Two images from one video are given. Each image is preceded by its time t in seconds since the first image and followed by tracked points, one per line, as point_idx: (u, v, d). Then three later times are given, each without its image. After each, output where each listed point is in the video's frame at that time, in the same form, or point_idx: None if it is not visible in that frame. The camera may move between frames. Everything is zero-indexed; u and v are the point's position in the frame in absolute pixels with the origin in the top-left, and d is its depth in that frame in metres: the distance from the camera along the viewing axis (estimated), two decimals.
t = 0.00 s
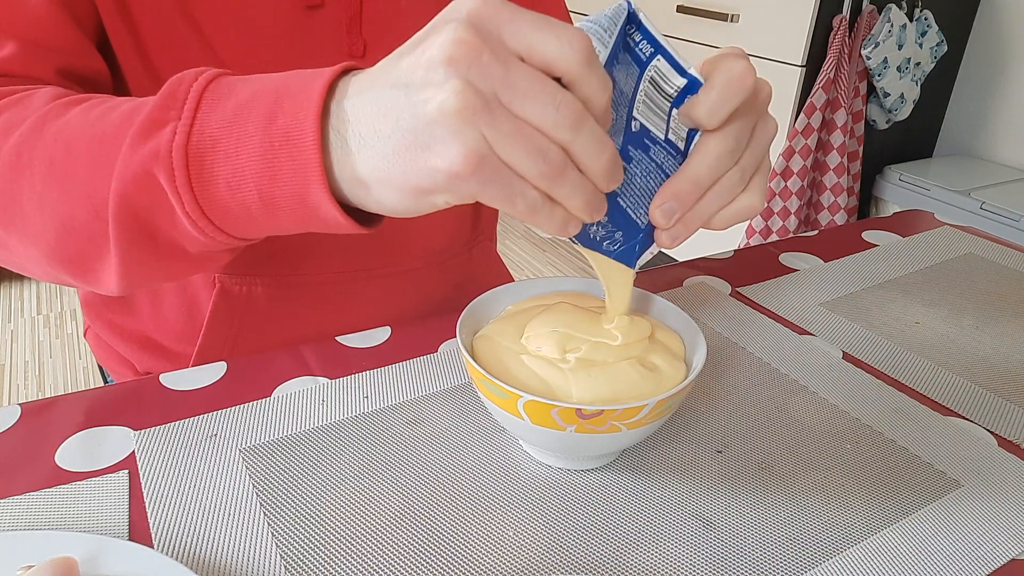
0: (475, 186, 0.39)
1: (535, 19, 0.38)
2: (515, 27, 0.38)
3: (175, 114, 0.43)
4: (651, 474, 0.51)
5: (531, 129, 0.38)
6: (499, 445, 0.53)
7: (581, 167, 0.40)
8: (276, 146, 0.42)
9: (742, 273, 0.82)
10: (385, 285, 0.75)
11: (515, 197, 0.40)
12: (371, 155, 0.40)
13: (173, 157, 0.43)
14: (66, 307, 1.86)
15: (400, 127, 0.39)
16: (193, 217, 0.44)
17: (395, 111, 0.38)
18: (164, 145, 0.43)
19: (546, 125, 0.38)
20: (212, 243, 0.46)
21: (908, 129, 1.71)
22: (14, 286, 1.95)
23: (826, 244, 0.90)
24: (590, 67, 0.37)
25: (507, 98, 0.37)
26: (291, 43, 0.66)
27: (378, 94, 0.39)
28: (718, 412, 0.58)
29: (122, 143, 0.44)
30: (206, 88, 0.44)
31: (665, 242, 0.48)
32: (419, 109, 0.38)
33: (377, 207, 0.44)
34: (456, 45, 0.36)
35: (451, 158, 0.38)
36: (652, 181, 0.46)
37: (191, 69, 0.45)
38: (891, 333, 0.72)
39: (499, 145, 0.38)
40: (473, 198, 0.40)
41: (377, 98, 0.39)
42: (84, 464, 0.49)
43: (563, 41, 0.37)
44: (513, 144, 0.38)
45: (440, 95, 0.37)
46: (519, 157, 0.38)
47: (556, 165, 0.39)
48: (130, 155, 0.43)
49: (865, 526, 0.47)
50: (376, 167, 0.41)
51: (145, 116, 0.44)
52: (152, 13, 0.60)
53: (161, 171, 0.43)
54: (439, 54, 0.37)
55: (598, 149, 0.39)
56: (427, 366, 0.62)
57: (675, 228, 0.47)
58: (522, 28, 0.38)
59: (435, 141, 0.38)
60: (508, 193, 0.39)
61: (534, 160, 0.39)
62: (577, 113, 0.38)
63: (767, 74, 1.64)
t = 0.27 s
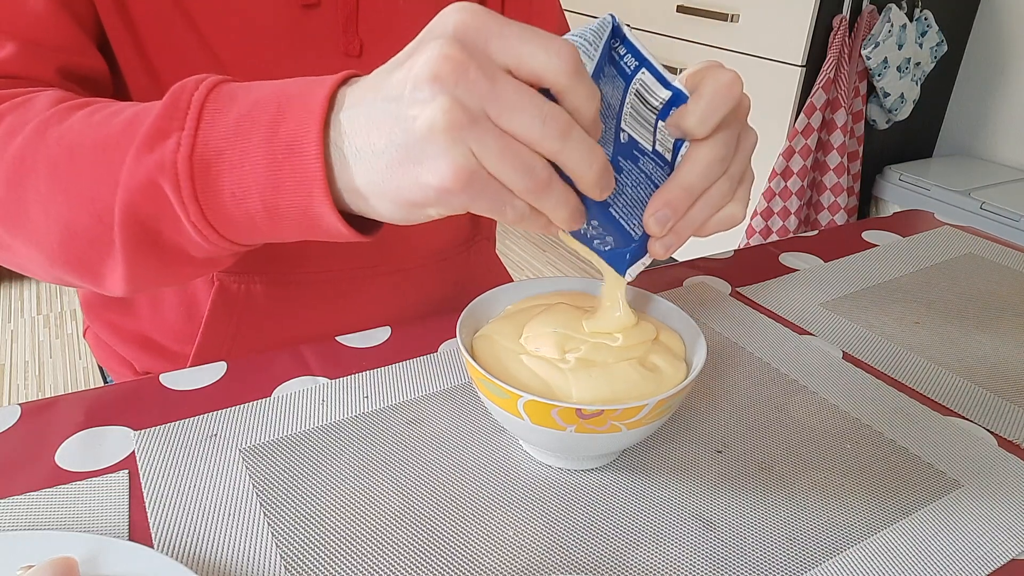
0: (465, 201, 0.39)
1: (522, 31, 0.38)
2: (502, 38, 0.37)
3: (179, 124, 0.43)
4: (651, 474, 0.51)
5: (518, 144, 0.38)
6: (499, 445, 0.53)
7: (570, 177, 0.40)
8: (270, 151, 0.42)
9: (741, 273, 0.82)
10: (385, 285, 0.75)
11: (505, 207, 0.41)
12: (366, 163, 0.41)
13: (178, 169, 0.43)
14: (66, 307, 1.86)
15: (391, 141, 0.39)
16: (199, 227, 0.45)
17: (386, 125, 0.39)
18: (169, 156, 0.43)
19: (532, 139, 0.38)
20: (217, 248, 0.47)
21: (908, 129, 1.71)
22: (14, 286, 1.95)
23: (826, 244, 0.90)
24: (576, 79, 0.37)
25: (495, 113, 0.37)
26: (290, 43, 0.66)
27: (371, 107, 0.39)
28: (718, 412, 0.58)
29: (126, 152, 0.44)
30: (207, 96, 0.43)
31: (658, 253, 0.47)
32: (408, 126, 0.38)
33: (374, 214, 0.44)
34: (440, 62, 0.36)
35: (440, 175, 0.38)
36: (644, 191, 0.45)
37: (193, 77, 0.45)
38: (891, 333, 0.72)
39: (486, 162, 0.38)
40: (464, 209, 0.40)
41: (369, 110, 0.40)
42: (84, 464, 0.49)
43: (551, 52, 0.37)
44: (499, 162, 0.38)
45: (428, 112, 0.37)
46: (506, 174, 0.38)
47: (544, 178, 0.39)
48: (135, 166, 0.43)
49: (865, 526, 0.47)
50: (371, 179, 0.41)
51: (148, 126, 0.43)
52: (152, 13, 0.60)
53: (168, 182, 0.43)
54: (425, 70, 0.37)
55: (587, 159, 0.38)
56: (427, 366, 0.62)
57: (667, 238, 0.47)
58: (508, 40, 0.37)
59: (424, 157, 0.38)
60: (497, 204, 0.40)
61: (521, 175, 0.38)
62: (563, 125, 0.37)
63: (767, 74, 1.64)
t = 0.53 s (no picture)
0: (469, 203, 0.38)
1: (558, 48, 0.39)
2: (538, 50, 0.39)
3: (173, 99, 0.44)
4: (651, 474, 0.51)
5: (538, 154, 0.38)
6: (499, 445, 0.53)
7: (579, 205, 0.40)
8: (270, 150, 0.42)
9: (741, 273, 0.82)
10: (385, 285, 0.75)
11: (508, 220, 0.39)
12: (369, 149, 0.40)
13: (166, 142, 0.43)
14: (65, 307, 1.86)
15: (402, 131, 0.38)
16: (184, 207, 0.44)
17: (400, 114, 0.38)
18: (159, 128, 0.43)
19: (554, 151, 0.38)
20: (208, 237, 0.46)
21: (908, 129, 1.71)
22: (14, 286, 1.95)
23: (826, 244, 0.90)
24: (607, 102, 0.38)
25: (520, 119, 0.37)
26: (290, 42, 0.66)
27: (387, 93, 0.39)
28: (718, 412, 0.58)
29: (118, 125, 0.44)
30: (206, 76, 0.44)
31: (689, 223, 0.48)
32: (425, 116, 0.37)
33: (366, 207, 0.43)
34: (476, 59, 0.36)
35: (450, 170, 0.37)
36: (643, 237, 0.45)
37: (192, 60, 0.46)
38: (891, 333, 0.72)
39: (502, 164, 0.37)
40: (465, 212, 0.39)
41: (382, 99, 0.39)
42: (84, 464, 0.49)
43: (587, 73, 0.38)
44: (517, 166, 0.37)
45: (451, 107, 0.36)
46: (520, 181, 0.38)
47: (558, 195, 0.39)
48: (124, 139, 0.44)
49: (865, 526, 0.47)
50: (373, 164, 0.40)
51: (143, 100, 0.44)
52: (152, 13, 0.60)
53: (156, 156, 0.43)
54: (457, 66, 0.36)
55: (600, 187, 0.39)
56: (427, 366, 0.62)
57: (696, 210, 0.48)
58: (544, 54, 0.39)
59: (435, 152, 0.37)
60: (500, 213, 0.39)
61: (537, 187, 0.38)
62: (586, 147, 0.38)
63: (767, 74, 1.64)
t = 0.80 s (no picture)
0: (484, 199, 0.39)
1: (570, 41, 0.39)
2: (550, 46, 0.39)
3: (175, 95, 0.43)
4: (651, 474, 0.51)
5: (553, 148, 0.39)
6: (499, 445, 0.53)
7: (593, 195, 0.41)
8: (271, 150, 0.42)
9: (741, 273, 0.82)
10: (385, 285, 0.75)
11: (522, 214, 0.41)
12: (377, 145, 0.40)
13: (170, 139, 0.42)
14: (65, 307, 1.86)
15: (413, 128, 0.39)
16: (193, 206, 0.44)
17: (411, 111, 0.38)
18: (161, 124, 0.42)
19: (570, 145, 0.39)
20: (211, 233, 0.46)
21: (908, 129, 1.71)
22: (14, 286, 1.95)
23: (826, 244, 0.90)
24: (619, 95, 0.39)
25: (535, 115, 0.38)
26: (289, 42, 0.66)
27: (396, 87, 0.39)
28: (718, 412, 0.58)
29: (120, 122, 0.44)
30: (207, 70, 0.43)
31: (653, 210, 0.47)
32: (438, 114, 0.38)
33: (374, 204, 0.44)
34: (488, 56, 0.37)
35: (463, 168, 0.38)
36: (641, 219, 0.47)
37: (194, 55, 0.45)
38: (891, 333, 0.72)
39: (517, 160, 0.38)
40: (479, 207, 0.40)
41: (392, 93, 0.39)
42: (84, 464, 0.49)
43: (598, 65, 0.38)
44: (531, 161, 0.38)
45: (465, 106, 0.37)
46: (534, 176, 0.39)
47: (574, 188, 0.40)
48: (127, 135, 0.43)
49: (865, 526, 0.47)
50: (381, 158, 0.40)
51: (145, 96, 0.43)
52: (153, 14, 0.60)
53: (158, 151, 0.42)
54: (469, 64, 0.37)
55: (612, 178, 0.40)
56: (427, 365, 0.62)
57: (662, 194, 0.47)
58: (558, 50, 0.39)
59: (449, 149, 0.38)
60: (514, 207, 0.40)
61: (553, 180, 0.39)
62: (603, 140, 0.39)
63: (767, 75, 1.64)
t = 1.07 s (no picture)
0: (477, 187, 0.39)
1: (552, 21, 0.39)
2: (532, 26, 0.39)
3: (159, 89, 0.43)
4: (651, 474, 0.51)
5: (539, 130, 0.39)
6: (499, 444, 0.53)
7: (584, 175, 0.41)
8: (270, 150, 0.42)
9: (741, 273, 0.82)
10: (385, 285, 0.75)
11: (518, 200, 0.41)
12: (369, 137, 0.40)
13: (155, 136, 0.42)
14: (65, 307, 1.86)
15: (402, 116, 0.38)
16: (181, 205, 0.44)
17: (397, 98, 0.38)
18: (145, 120, 0.42)
19: (556, 126, 0.39)
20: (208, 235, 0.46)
21: (908, 129, 1.71)
22: (14, 286, 1.95)
23: (826, 244, 0.90)
24: (603, 75, 0.39)
25: (519, 98, 0.38)
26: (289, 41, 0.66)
27: (381, 76, 0.39)
28: (718, 412, 0.58)
29: (102, 116, 0.44)
30: (190, 62, 0.43)
31: (654, 193, 0.49)
32: (424, 100, 0.38)
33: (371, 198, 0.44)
34: (470, 39, 0.37)
35: (454, 155, 0.38)
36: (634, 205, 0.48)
37: (178, 43, 0.45)
38: (891, 333, 0.72)
39: (505, 144, 0.38)
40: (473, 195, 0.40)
41: (378, 83, 0.39)
42: (84, 464, 0.49)
43: (578, 45, 0.39)
44: (518, 144, 0.39)
45: (449, 91, 0.37)
46: (524, 160, 0.39)
47: (563, 169, 0.40)
48: (109, 131, 0.43)
49: (865, 526, 0.47)
50: (380, 158, 0.40)
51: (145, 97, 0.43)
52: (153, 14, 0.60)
53: (143, 147, 0.42)
54: (450, 46, 0.37)
55: (603, 156, 0.41)
56: (427, 365, 0.62)
57: (663, 178, 0.49)
58: (540, 31, 0.39)
59: (438, 136, 0.38)
60: (508, 194, 0.40)
61: (542, 162, 0.39)
62: (587, 118, 0.39)
63: (767, 75, 1.64)
